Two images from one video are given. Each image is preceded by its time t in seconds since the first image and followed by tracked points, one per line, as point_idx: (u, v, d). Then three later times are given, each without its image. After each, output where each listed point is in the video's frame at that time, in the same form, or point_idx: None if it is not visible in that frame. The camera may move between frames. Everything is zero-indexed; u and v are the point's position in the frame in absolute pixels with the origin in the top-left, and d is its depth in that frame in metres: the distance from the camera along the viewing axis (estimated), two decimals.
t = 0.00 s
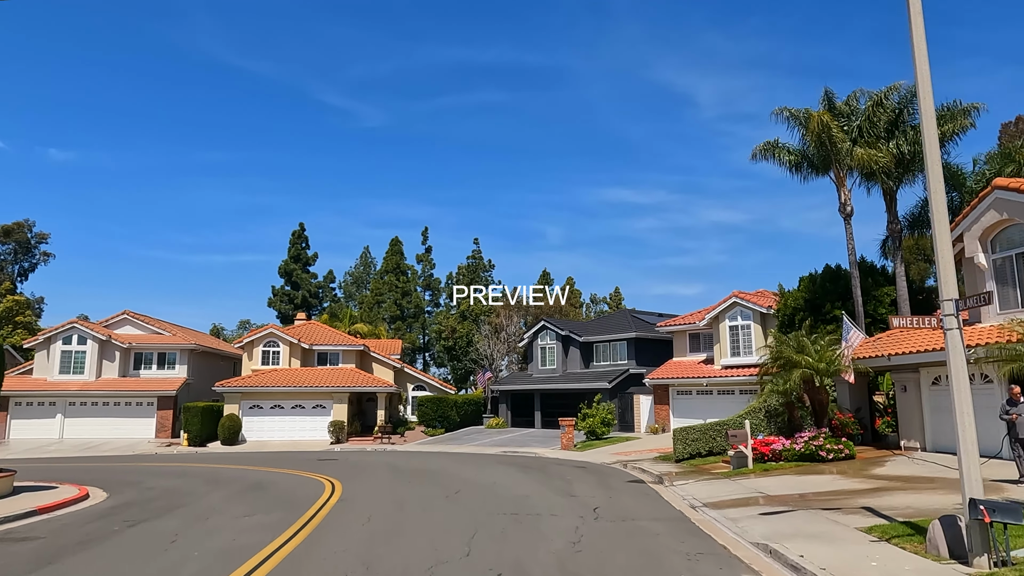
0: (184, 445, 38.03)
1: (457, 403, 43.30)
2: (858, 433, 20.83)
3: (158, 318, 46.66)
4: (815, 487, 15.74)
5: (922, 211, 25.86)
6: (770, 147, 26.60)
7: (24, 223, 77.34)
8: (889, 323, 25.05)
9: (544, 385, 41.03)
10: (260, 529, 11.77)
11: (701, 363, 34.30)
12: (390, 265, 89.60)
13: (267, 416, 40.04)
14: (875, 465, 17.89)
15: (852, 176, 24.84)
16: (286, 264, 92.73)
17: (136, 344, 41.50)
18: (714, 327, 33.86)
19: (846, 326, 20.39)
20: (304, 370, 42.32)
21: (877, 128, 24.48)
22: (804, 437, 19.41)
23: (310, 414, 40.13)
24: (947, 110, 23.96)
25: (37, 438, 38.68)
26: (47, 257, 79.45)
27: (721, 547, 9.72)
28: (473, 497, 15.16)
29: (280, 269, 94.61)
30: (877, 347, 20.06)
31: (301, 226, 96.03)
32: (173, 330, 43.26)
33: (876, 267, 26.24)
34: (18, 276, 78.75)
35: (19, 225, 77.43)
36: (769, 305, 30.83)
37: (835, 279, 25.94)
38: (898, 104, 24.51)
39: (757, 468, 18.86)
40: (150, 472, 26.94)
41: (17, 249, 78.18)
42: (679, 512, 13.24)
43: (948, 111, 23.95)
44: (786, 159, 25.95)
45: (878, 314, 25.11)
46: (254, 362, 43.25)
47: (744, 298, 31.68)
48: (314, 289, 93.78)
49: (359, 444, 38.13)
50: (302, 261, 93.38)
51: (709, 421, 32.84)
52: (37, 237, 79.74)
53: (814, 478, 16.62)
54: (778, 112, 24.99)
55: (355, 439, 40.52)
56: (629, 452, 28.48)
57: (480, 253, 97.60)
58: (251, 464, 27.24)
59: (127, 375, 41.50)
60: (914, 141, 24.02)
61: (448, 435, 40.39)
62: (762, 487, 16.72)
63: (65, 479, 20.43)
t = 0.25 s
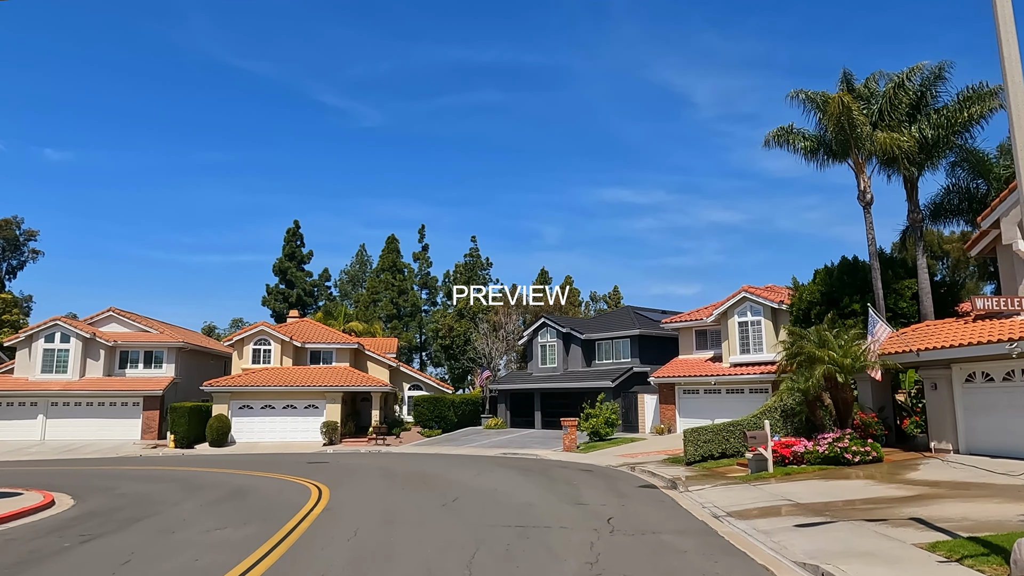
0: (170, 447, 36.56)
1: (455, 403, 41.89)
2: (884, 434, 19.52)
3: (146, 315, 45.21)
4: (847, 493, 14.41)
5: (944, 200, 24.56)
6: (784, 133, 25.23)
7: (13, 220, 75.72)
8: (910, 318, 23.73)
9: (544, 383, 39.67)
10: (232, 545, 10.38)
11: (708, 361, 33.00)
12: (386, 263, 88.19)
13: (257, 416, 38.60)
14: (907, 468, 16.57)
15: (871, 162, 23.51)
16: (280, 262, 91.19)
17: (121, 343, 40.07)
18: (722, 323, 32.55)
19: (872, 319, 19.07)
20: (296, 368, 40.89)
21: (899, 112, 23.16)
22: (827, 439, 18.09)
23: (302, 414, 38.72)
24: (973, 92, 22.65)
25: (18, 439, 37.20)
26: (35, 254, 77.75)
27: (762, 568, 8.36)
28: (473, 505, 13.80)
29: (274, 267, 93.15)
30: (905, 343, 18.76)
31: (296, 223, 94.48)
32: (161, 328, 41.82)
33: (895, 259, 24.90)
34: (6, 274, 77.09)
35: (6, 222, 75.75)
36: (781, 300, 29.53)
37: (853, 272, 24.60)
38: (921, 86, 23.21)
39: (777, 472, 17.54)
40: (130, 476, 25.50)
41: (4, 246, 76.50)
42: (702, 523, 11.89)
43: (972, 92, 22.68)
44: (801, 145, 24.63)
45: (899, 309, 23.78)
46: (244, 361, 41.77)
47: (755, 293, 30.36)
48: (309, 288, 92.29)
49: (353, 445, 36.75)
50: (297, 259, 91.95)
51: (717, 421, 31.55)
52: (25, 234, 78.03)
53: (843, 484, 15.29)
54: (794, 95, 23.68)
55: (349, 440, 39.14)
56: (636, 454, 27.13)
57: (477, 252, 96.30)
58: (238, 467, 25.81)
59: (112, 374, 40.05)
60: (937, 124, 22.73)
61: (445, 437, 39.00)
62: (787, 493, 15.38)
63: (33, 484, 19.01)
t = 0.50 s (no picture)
0: (159, 449, 35.32)
1: (453, 403, 40.69)
2: (910, 436, 18.37)
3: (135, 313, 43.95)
4: (881, 501, 13.23)
5: (967, 190, 23.43)
6: (799, 120, 24.14)
7: (3, 218, 74.30)
8: (932, 313, 22.57)
9: (546, 383, 38.50)
10: (203, 562, 9.18)
11: (716, 359, 31.87)
12: (384, 261, 87.03)
13: (249, 417, 37.38)
14: (941, 474, 15.38)
15: (892, 149, 22.39)
16: (276, 260, 89.94)
17: (109, 341, 38.85)
18: (731, 320, 31.41)
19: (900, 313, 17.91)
20: (289, 367, 39.68)
21: (922, 97, 22.04)
22: (852, 441, 16.92)
23: (296, 414, 37.52)
24: (999, 76, 21.54)
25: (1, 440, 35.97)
26: (27, 252, 76.44)
27: None
28: (475, 514, 12.61)
29: (271, 265, 91.85)
30: (934, 338, 17.64)
31: (293, 221, 93.24)
32: (151, 326, 40.60)
33: (916, 252, 23.73)
34: None
35: None
36: (793, 296, 28.40)
37: (871, 266, 23.48)
38: (944, 70, 22.11)
39: (800, 476, 16.41)
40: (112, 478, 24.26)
41: None
42: (730, 536, 10.68)
43: (999, 75, 21.56)
44: (818, 132, 23.60)
45: (921, 305, 22.61)
46: (236, 359, 40.48)
47: (766, 288, 29.24)
48: (305, 286, 91.05)
49: (348, 447, 35.57)
50: (294, 258, 90.68)
51: (726, 422, 30.44)
52: (17, 232, 76.72)
53: (875, 490, 14.11)
54: (811, 79, 22.67)
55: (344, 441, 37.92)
56: (643, 456, 25.95)
57: (476, 250, 95.12)
58: (226, 470, 24.61)
59: (100, 373, 38.82)
60: (961, 110, 21.68)
61: (444, 438, 37.79)
62: (815, 500, 14.19)
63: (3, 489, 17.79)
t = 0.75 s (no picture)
0: (145, 451, 33.93)
1: (451, 403, 39.33)
2: (943, 438, 17.08)
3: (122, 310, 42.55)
4: (927, 511, 11.92)
5: (995, 178, 22.17)
6: (818, 104, 22.84)
7: None
8: (959, 308, 21.29)
9: (547, 382, 37.17)
10: None
11: (725, 357, 30.59)
12: (381, 260, 85.73)
13: (240, 417, 36.00)
14: (985, 480, 14.09)
15: (918, 134, 21.14)
16: (271, 257, 88.52)
17: (94, 338, 37.45)
18: (741, 316, 30.11)
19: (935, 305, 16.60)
20: (282, 366, 38.31)
21: (950, 78, 20.76)
22: (884, 444, 15.62)
23: (288, 415, 36.15)
24: None
25: None
26: (16, 250, 74.94)
27: None
28: (476, 526, 11.31)
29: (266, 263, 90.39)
30: (971, 332, 16.34)
31: (288, 218, 91.81)
32: (138, 323, 39.20)
33: (941, 243, 22.44)
34: None
35: None
36: (808, 290, 27.11)
37: (893, 258, 22.18)
38: (974, 50, 20.85)
39: (829, 482, 15.10)
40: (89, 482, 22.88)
41: None
42: (768, 554, 9.38)
43: None
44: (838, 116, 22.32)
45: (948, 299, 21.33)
46: (226, 357, 39.04)
47: (778, 283, 27.97)
48: (301, 285, 89.59)
49: (342, 448, 34.20)
50: (289, 256, 89.26)
51: (736, 422, 29.16)
52: (5, 229, 75.19)
53: (916, 498, 12.81)
54: (832, 60, 21.43)
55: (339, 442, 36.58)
56: (651, 458, 24.64)
57: (474, 248, 93.75)
58: (210, 473, 23.26)
59: (85, 372, 37.42)
60: (992, 92, 20.45)
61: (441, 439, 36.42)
62: (850, 509, 12.89)
63: None
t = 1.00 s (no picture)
0: (131, 452, 32.70)
1: (449, 403, 38.13)
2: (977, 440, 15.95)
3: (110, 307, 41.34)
4: (976, 520, 10.78)
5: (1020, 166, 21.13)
6: (835, 88, 21.70)
7: None
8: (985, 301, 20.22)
9: (548, 381, 36.04)
10: None
11: (734, 355, 29.48)
12: (378, 258, 84.63)
13: (230, 418, 34.78)
14: None
15: (942, 118, 20.07)
16: (266, 256, 87.27)
17: (80, 336, 36.25)
18: (751, 313, 28.97)
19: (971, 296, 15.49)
20: (274, 365, 37.12)
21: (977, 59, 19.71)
22: (916, 446, 14.48)
23: (280, 415, 34.97)
24: None
25: None
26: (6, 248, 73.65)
27: None
28: (477, 538, 10.15)
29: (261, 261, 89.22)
30: (1009, 325, 15.25)
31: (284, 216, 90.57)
32: (125, 320, 37.99)
33: (964, 234, 21.35)
34: None
35: None
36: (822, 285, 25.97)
37: (915, 249, 21.04)
38: (1000, 31, 19.86)
39: (858, 488, 13.96)
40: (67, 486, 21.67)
41: None
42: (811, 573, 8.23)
43: None
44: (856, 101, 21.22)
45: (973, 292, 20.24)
46: (217, 356, 37.82)
47: (790, 278, 26.86)
48: (296, 283, 88.28)
49: (336, 450, 33.03)
50: (285, 254, 88.12)
51: (746, 423, 28.04)
52: None
53: (961, 506, 11.67)
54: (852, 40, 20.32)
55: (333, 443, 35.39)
56: (659, 461, 23.49)
57: (473, 246, 92.63)
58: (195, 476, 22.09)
59: (70, 370, 36.22)
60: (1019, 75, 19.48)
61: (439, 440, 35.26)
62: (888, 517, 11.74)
63: None
